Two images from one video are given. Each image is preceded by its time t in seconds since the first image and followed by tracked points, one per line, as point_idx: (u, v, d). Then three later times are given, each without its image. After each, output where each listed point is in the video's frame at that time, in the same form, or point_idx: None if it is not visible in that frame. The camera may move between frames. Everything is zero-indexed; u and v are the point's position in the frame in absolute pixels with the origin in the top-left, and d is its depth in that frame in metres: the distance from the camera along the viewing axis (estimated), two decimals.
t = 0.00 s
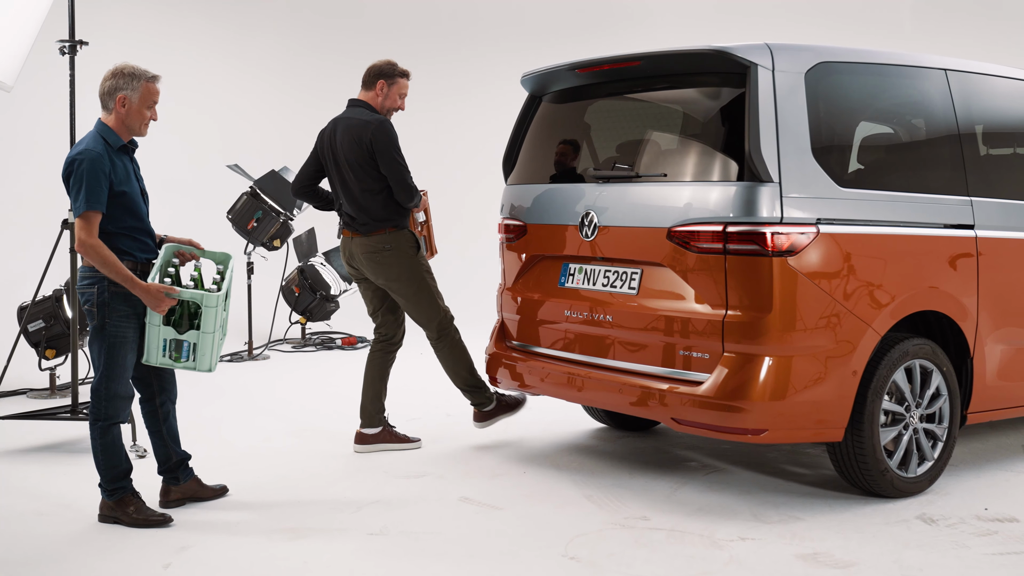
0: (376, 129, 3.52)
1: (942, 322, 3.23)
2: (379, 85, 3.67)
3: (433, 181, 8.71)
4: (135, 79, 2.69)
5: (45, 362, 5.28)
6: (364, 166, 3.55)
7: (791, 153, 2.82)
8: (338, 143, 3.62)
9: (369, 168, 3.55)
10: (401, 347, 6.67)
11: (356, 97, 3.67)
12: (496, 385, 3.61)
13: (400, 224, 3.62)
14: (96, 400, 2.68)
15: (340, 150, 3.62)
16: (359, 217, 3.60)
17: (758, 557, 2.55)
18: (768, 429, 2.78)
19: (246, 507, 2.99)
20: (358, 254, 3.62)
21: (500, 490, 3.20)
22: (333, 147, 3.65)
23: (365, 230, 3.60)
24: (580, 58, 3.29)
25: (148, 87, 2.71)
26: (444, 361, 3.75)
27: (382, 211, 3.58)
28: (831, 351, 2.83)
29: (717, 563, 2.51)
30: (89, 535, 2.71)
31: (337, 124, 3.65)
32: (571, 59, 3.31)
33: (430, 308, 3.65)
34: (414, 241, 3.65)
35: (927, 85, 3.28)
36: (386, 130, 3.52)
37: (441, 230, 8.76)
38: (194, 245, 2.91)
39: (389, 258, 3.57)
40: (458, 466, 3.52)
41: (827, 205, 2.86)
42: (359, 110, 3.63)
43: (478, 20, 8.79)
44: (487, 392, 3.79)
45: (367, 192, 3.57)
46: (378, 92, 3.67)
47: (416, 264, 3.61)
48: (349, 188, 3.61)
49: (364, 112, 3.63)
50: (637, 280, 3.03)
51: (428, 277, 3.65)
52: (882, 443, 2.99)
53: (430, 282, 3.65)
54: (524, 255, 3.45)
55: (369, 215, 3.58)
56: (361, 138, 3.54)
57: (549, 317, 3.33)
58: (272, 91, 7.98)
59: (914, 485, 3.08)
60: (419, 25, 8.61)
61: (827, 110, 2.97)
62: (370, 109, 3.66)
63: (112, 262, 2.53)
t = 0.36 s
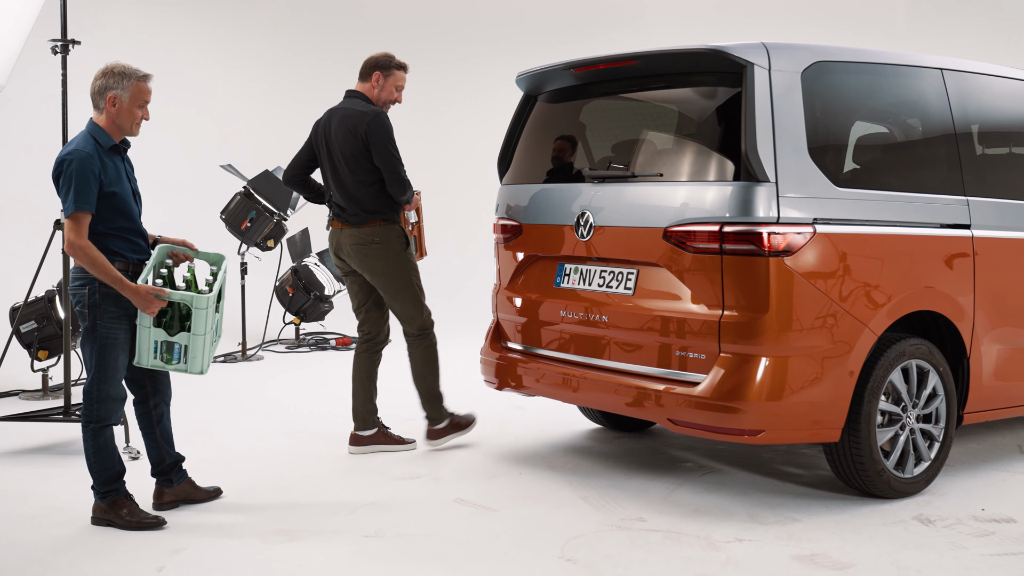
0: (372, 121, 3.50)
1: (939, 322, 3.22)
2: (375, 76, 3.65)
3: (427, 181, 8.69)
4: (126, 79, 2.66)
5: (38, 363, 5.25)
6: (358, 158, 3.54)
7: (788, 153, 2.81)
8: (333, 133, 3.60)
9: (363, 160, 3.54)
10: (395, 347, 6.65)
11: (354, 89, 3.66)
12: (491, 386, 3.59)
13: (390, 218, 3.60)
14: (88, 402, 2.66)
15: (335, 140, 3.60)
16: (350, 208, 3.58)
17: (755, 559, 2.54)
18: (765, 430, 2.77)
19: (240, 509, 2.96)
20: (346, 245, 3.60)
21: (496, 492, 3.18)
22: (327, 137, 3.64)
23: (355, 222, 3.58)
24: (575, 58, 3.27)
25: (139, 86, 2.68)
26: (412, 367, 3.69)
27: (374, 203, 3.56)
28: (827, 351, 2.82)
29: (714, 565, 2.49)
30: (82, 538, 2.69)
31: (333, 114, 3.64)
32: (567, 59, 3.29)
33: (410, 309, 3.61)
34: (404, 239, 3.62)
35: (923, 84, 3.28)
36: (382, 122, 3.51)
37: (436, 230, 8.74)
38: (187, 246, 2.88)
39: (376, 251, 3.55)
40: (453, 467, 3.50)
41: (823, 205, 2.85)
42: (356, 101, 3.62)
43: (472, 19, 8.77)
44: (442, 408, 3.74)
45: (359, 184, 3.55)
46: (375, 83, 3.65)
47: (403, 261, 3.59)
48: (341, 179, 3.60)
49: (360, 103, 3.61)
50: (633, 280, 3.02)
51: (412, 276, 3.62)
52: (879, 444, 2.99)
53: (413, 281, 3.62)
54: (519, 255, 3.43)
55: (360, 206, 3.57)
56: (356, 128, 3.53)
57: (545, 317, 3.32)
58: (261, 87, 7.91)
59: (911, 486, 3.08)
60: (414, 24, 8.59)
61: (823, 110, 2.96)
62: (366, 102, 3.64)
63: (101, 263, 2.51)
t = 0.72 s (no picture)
0: (352, 119, 3.47)
1: (936, 322, 3.21)
2: (362, 72, 3.61)
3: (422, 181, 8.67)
4: (119, 77, 2.62)
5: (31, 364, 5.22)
6: (336, 156, 3.51)
7: (785, 152, 2.80)
8: (315, 131, 3.59)
9: (341, 159, 3.51)
10: (390, 348, 6.63)
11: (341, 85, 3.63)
12: (487, 387, 3.57)
13: (364, 219, 3.53)
14: (81, 403, 2.64)
15: (318, 137, 3.59)
16: (325, 205, 3.55)
17: (753, 561, 2.52)
18: (762, 432, 2.75)
19: (235, 511, 2.94)
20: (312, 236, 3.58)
21: (492, 493, 3.16)
22: (313, 135, 3.64)
23: (327, 219, 3.53)
24: (572, 57, 3.25)
25: (131, 85, 2.64)
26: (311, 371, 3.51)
27: (347, 203, 3.51)
28: (825, 352, 2.81)
29: (713, 567, 2.48)
30: (74, 541, 2.67)
31: (319, 111, 3.63)
32: (563, 58, 3.28)
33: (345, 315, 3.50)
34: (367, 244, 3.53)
35: (921, 84, 3.27)
36: (362, 120, 3.48)
37: (431, 230, 8.72)
38: (182, 246, 2.87)
39: (335, 249, 3.48)
40: (448, 469, 3.49)
41: (821, 204, 2.84)
42: (341, 98, 3.59)
43: (467, 19, 8.76)
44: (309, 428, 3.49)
45: (336, 182, 3.52)
46: (361, 80, 3.61)
47: (359, 266, 3.50)
48: (320, 176, 3.58)
49: (346, 100, 3.58)
50: (629, 281, 3.00)
51: (363, 285, 3.52)
52: (876, 445, 2.98)
53: (361, 290, 3.51)
54: (515, 255, 3.42)
55: (333, 205, 3.52)
56: (338, 126, 3.51)
57: (541, 318, 3.30)
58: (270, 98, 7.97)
59: (909, 487, 3.06)
60: (409, 24, 8.57)
61: (820, 110, 2.94)
62: (352, 98, 3.61)
63: (94, 263, 2.48)
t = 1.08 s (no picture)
0: (299, 122, 3.36)
1: (933, 322, 3.20)
2: (328, 72, 3.48)
3: (417, 180, 8.64)
4: (107, 75, 2.58)
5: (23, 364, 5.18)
6: (287, 157, 3.44)
7: (783, 152, 2.78)
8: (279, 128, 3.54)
9: (291, 160, 3.43)
10: (385, 348, 6.60)
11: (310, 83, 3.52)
12: (482, 388, 3.54)
13: (313, 221, 3.42)
14: (71, 405, 2.61)
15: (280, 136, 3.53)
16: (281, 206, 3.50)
17: (750, 563, 2.50)
18: (759, 433, 2.74)
19: (227, 514, 2.91)
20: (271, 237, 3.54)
21: (487, 495, 3.14)
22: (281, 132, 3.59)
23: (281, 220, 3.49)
24: (567, 55, 3.23)
25: (121, 83, 2.61)
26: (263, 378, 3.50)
27: (296, 205, 3.42)
28: (822, 352, 2.79)
29: (709, 570, 2.46)
30: (65, 544, 2.64)
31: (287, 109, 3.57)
32: (559, 57, 3.25)
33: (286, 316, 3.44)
34: (312, 245, 3.42)
35: (918, 83, 3.25)
36: (308, 124, 3.36)
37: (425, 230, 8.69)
38: (174, 246, 2.84)
39: (279, 249, 3.43)
40: (443, 470, 3.46)
41: (819, 204, 2.82)
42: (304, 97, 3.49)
43: (463, 17, 8.73)
44: (270, 430, 3.49)
45: (289, 183, 3.45)
46: (327, 79, 3.48)
47: (297, 266, 3.41)
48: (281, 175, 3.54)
49: (307, 100, 3.46)
50: (625, 281, 2.98)
51: (305, 285, 3.42)
52: (874, 446, 2.96)
53: (301, 290, 3.42)
54: (510, 255, 3.39)
55: (285, 206, 3.46)
56: (288, 127, 3.42)
57: (537, 318, 3.28)
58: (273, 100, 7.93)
59: (906, 488, 3.05)
60: (404, 23, 8.55)
61: (818, 109, 2.92)
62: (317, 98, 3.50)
63: (84, 264, 2.45)
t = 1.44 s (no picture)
0: (241, 123, 3.39)
1: (935, 322, 3.17)
2: (281, 69, 3.46)
3: (415, 179, 8.61)
4: (96, 72, 2.55)
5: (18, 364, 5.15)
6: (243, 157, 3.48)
7: (783, 150, 2.75)
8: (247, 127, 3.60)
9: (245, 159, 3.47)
10: (382, 348, 6.57)
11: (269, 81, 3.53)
12: (479, 388, 3.51)
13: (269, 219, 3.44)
14: (63, 406, 2.58)
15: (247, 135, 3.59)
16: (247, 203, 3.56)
17: (750, 567, 2.47)
18: (759, 434, 2.71)
19: (221, 516, 2.88)
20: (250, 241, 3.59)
21: (485, 496, 3.11)
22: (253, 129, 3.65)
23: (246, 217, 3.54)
24: (565, 52, 3.20)
25: (110, 80, 2.57)
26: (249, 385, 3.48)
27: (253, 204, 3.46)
28: (823, 352, 2.76)
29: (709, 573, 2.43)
30: (57, 547, 2.61)
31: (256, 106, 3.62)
32: (557, 54, 3.22)
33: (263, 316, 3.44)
34: (271, 243, 3.43)
35: (920, 81, 3.22)
36: (249, 123, 3.37)
37: (423, 229, 8.66)
38: (168, 246, 2.81)
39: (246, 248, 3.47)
40: (440, 471, 3.43)
41: (820, 203, 2.79)
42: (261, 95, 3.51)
43: (460, 15, 8.70)
44: (260, 433, 3.45)
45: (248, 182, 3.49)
46: (281, 77, 3.47)
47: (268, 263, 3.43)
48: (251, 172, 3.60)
49: (263, 99, 3.48)
50: (624, 280, 2.94)
51: (275, 282, 3.43)
52: (875, 447, 2.93)
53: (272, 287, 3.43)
54: (507, 253, 3.36)
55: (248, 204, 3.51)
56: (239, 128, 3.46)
57: (535, 318, 3.25)
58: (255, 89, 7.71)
59: (908, 489, 3.02)
60: (401, 22, 8.51)
61: (818, 107, 2.89)
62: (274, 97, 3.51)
63: (74, 264, 2.42)
